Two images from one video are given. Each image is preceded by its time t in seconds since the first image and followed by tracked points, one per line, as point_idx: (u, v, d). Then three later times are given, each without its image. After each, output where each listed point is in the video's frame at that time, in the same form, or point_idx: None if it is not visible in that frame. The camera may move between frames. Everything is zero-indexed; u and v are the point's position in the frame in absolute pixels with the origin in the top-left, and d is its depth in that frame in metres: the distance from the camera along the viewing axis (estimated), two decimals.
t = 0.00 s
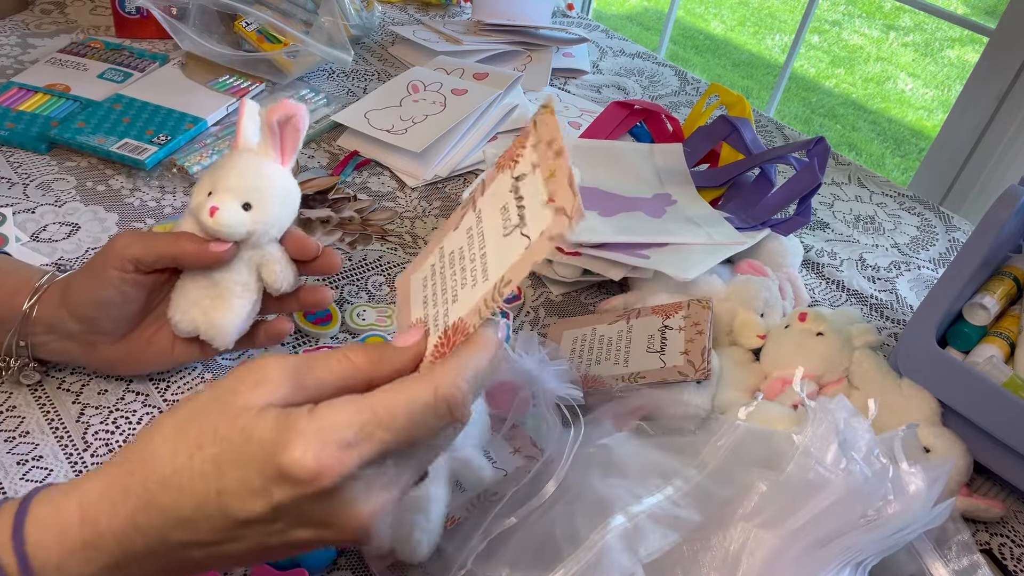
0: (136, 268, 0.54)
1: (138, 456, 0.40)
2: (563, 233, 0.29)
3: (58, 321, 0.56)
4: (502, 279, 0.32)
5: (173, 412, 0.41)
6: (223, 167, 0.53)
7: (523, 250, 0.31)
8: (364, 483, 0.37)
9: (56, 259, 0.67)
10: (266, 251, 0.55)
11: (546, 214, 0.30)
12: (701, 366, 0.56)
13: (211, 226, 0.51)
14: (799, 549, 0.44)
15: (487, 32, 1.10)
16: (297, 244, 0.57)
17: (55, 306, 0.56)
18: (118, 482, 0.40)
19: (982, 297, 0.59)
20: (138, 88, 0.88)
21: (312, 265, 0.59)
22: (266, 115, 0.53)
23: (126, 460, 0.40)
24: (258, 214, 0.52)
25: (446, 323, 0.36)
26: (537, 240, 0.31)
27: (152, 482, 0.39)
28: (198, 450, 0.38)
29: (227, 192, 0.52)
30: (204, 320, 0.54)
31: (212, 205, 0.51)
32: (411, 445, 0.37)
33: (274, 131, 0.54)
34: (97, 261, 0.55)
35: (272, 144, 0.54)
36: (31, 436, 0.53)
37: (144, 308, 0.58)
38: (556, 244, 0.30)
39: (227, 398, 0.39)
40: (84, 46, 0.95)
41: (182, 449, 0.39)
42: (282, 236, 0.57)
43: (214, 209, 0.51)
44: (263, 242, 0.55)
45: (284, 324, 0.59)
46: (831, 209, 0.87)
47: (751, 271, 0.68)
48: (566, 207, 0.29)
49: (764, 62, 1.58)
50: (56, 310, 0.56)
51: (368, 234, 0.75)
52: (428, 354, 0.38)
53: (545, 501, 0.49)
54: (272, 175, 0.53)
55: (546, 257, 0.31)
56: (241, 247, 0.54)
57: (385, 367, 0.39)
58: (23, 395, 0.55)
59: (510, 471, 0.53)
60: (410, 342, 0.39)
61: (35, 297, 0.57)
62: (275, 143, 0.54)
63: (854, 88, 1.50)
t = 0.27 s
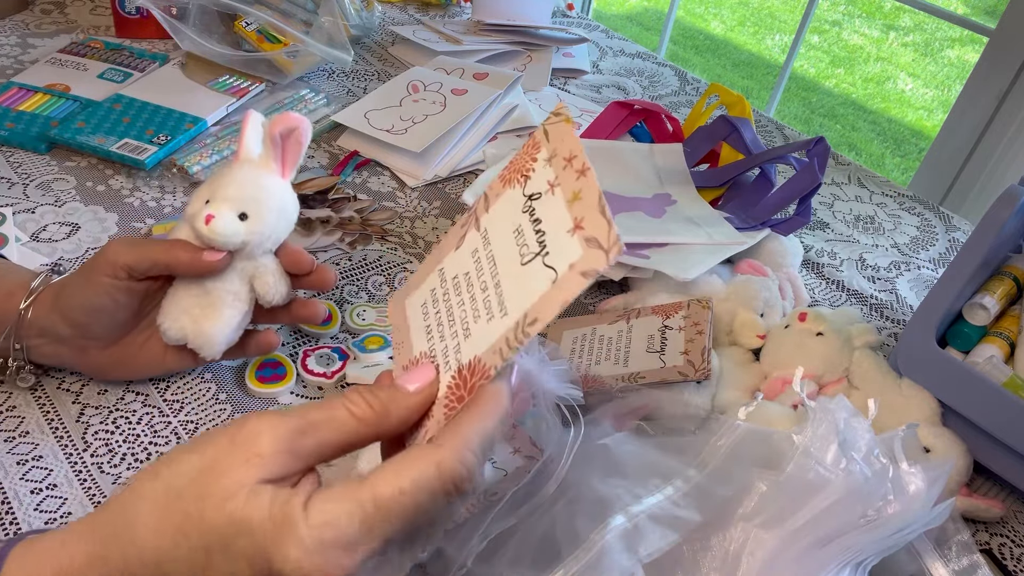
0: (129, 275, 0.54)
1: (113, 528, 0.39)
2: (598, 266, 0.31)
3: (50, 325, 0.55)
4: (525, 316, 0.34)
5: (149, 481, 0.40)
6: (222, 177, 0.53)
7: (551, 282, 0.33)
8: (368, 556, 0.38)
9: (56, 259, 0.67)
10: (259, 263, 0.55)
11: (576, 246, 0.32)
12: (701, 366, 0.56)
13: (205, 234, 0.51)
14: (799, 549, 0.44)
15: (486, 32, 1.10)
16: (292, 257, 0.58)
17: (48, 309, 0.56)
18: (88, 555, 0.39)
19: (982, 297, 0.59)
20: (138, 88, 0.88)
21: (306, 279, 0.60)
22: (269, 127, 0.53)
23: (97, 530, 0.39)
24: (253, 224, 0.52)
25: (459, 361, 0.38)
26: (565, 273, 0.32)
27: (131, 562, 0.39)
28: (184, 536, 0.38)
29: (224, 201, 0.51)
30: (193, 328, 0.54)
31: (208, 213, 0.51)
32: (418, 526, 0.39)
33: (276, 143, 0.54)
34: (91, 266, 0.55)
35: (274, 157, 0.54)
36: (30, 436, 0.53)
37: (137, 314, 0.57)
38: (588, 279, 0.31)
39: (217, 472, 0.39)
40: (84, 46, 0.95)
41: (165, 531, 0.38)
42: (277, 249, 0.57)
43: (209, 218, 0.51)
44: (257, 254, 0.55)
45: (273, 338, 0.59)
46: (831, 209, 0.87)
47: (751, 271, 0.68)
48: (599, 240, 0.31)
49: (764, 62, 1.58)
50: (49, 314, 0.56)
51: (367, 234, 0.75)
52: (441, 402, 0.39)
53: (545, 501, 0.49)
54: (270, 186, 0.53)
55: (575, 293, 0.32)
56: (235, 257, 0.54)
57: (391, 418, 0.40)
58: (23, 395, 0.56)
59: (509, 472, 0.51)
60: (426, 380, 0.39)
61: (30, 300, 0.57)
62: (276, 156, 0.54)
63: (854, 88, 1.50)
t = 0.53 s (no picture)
0: (129, 277, 0.54)
1: (112, 541, 0.39)
2: (609, 272, 0.31)
3: (49, 326, 0.55)
4: (535, 318, 0.34)
5: (146, 495, 0.39)
6: (223, 181, 0.52)
7: (562, 287, 0.33)
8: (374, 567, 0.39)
9: (56, 259, 0.67)
10: (259, 268, 0.55)
11: (586, 251, 0.32)
12: (701, 366, 0.56)
13: (206, 238, 0.50)
14: (799, 549, 0.44)
15: (487, 32, 1.10)
16: (291, 261, 0.57)
17: (48, 310, 0.56)
18: (91, 566, 0.40)
19: (982, 297, 0.59)
20: (138, 88, 0.88)
21: (306, 284, 0.60)
22: (271, 132, 0.53)
23: (96, 543, 0.40)
24: (254, 229, 0.52)
25: (461, 363, 0.38)
26: (578, 278, 0.32)
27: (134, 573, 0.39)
28: (184, 549, 0.38)
29: (225, 206, 0.51)
30: (193, 331, 0.54)
31: (209, 218, 0.50)
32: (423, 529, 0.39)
33: (277, 147, 0.53)
34: (90, 268, 0.55)
35: (275, 161, 0.54)
36: (30, 436, 0.53)
37: (136, 316, 0.57)
38: (602, 284, 0.31)
39: (217, 482, 0.39)
40: (84, 46, 0.95)
41: (165, 545, 0.39)
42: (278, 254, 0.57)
43: (210, 222, 0.50)
44: (258, 258, 0.55)
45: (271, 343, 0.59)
46: (831, 209, 0.87)
47: (751, 271, 0.68)
48: (614, 247, 0.31)
49: (764, 62, 1.58)
50: (48, 315, 0.56)
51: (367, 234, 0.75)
52: (442, 403, 0.39)
53: (545, 501, 0.49)
54: (271, 191, 0.53)
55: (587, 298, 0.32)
56: (235, 261, 0.54)
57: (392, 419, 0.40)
58: (22, 396, 0.56)
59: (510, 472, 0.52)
60: (425, 381, 0.39)
61: (29, 301, 0.57)
62: (278, 160, 0.54)
63: (854, 88, 1.50)
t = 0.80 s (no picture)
0: (128, 278, 0.54)
1: (129, 516, 0.39)
2: (599, 249, 0.32)
3: (49, 327, 0.56)
4: (528, 298, 0.34)
5: (162, 472, 0.40)
6: (224, 182, 0.52)
7: (554, 268, 0.34)
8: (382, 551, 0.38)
9: (57, 259, 0.67)
10: (260, 268, 0.55)
11: (576, 232, 0.33)
12: (701, 366, 0.56)
13: (206, 238, 0.50)
14: (799, 549, 0.44)
15: (487, 32, 1.10)
16: (292, 262, 0.57)
17: (47, 311, 0.56)
18: (108, 543, 0.40)
19: (982, 297, 0.59)
20: (138, 88, 0.88)
21: (307, 286, 0.60)
22: (272, 132, 0.53)
23: (114, 520, 0.40)
24: (255, 228, 0.52)
25: (459, 345, 0.38)
26: (569, 258, 0.33)
27: (150, 548, 0.39)
28: (199, 518, 0.38)
29: (226, 205, 0.51)
30: (192, 332, 0.54)
31: (210, 217, 0.50)
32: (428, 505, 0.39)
33: (279, 148, 0.53)
34: (90, 269, 0.55)
35: (276, 161, 0.54)
36: (30, 436, 0.53)
37: (135, 318, 0.57)
38: (593, 263, 0.32)
39: (230, 455, 0.39)
40: (84, 46, 0.95)
41: (180, 515, 0.38)
42: (278, 254, 0.57)
43: (211, 221, 0.50)
44: (258, 259, 0.54)
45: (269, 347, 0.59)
46: (831, 209, 0.87)
47: (751, 271, 0.68)
48: (603, 226, 0.32)
49: (764, 62, 1.58)
50: (48, 316, 0.56)
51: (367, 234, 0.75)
52: (441, 383, 0.39)
53: (545, 501, 0.49)
54: (272, 191, 0.53)
55: (578, 277, 0.33)
56: (234, 262, 0.54)
57: (392, 401, 0.40)
58: (22, 395, 0.56)
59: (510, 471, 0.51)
60: (423, 365, 0.39)
61: (29, 301, 0.57)
62: (279, 161, 0.54)
63: (854, 88, 1.50)
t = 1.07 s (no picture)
0: (128, 279, 0.54)
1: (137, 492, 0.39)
2: (586, 229, 0.32)
3: (49, 327, 0.55)
4: (519, 279, 0.34)
5: (167, 450, 0.39)
6: (215, 183, 0.52)
7: (543, 249, 0.34)
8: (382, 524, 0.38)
9: (57, 259, 0.67)
10: (259, 268, 0.55)
11: (563, 212, 0.33)
12: (701, 366, 0.56)
13: (201, 242, 0.50)
14: (799, 549, 0.44)
15: (486, 32, 1.10)
16: (292, 261, 0.57)
17: (47, 311, 0.56)
18: (115, 521, 0.39)
19: (982, 297, 0.59)
20: (138, 88, 0.88)
21: (307, 285, 0.60)
22: (257, 128, 0.52)
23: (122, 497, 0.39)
24: (250, 228, 0.52)
25: (453, 328, 0.38)
26: (558, 238, 0.33)
27: (158, 524, 0.38)
28: (206, 493, 0.37)
29: (217, 208, 0.51)
30: (197, 336, 0.54)
31: (202, 221, 0.50)
32: (427, 477, 0.39)
33: (266, 144, 0.52)
34: (90, 269, 0.55)
35: (265, 158, 0.54)
36: (30, 436, 0.53)
37: (135, 319, 0.57)
38: (580, 241, 0.32)
39: (233, 433, 0.38)
40: (84, 46, 0.95)
41: (187, 490, 0.37)
42: (275, 252, 0.56)
43: (203, 225, 0.50)
44: (256, 258, 0.54)
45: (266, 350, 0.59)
46: (831, 209, 0.87)
47: (751, 271, 0.68)
48: (589, 206, 0.32)
49: (764, 62, 1.58)
50: (48, 316, 0.56)
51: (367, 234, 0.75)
52: (436, 364, 0.39)
53: (544, 501, 0.49)
54: (264, 189, 0.53)
55: (567, 256, 0.33)
56: (233, 263, 0.54)
57: (390, 382, 0.40)
58: (22, 396, 0.56)
59: (509, 471, 0.52)
60: (419, 348, 0.40)
61: (29, 302, 0.57)
62: (267, 157, 0.54)
63: (854, 88, 1.50)
